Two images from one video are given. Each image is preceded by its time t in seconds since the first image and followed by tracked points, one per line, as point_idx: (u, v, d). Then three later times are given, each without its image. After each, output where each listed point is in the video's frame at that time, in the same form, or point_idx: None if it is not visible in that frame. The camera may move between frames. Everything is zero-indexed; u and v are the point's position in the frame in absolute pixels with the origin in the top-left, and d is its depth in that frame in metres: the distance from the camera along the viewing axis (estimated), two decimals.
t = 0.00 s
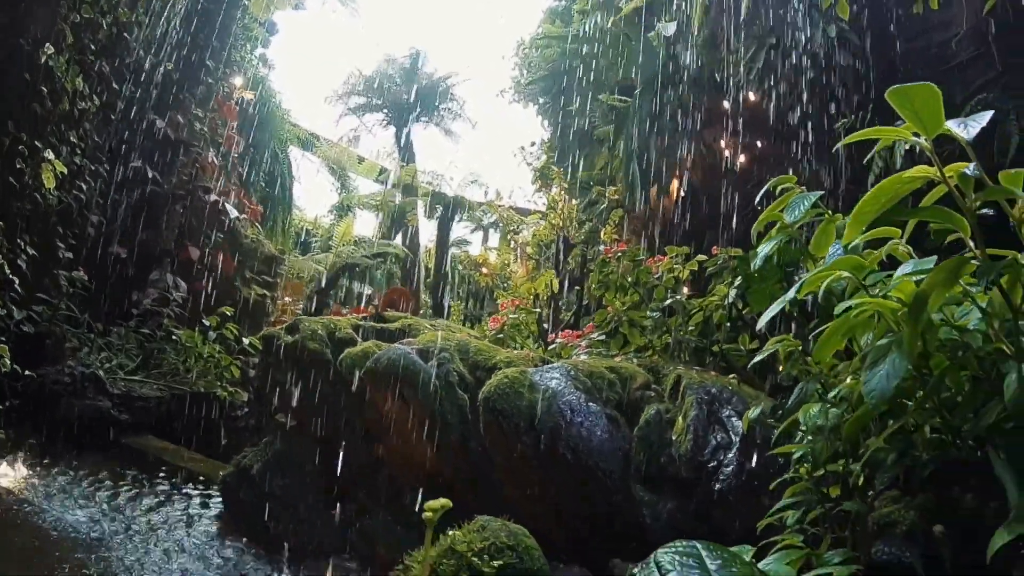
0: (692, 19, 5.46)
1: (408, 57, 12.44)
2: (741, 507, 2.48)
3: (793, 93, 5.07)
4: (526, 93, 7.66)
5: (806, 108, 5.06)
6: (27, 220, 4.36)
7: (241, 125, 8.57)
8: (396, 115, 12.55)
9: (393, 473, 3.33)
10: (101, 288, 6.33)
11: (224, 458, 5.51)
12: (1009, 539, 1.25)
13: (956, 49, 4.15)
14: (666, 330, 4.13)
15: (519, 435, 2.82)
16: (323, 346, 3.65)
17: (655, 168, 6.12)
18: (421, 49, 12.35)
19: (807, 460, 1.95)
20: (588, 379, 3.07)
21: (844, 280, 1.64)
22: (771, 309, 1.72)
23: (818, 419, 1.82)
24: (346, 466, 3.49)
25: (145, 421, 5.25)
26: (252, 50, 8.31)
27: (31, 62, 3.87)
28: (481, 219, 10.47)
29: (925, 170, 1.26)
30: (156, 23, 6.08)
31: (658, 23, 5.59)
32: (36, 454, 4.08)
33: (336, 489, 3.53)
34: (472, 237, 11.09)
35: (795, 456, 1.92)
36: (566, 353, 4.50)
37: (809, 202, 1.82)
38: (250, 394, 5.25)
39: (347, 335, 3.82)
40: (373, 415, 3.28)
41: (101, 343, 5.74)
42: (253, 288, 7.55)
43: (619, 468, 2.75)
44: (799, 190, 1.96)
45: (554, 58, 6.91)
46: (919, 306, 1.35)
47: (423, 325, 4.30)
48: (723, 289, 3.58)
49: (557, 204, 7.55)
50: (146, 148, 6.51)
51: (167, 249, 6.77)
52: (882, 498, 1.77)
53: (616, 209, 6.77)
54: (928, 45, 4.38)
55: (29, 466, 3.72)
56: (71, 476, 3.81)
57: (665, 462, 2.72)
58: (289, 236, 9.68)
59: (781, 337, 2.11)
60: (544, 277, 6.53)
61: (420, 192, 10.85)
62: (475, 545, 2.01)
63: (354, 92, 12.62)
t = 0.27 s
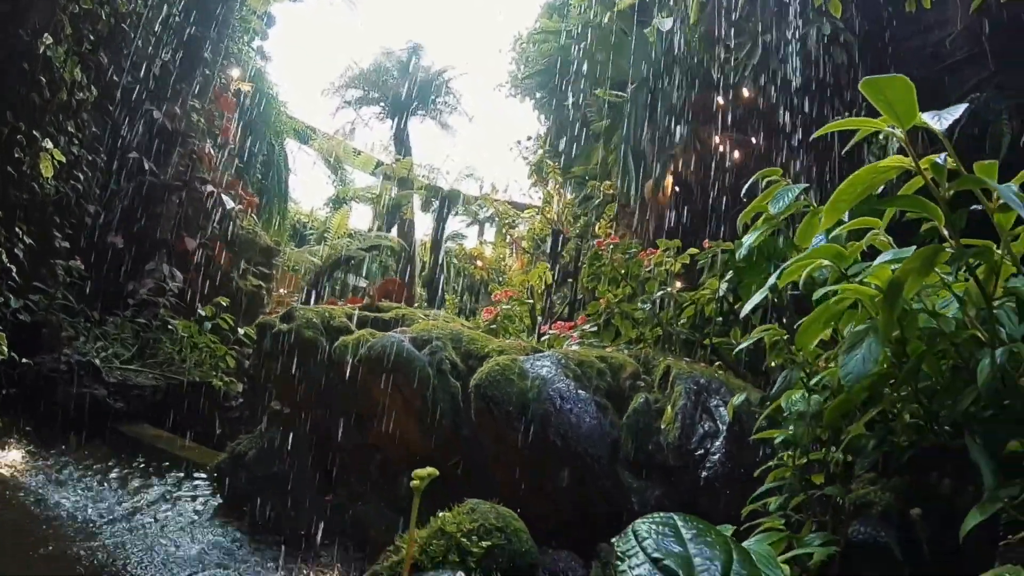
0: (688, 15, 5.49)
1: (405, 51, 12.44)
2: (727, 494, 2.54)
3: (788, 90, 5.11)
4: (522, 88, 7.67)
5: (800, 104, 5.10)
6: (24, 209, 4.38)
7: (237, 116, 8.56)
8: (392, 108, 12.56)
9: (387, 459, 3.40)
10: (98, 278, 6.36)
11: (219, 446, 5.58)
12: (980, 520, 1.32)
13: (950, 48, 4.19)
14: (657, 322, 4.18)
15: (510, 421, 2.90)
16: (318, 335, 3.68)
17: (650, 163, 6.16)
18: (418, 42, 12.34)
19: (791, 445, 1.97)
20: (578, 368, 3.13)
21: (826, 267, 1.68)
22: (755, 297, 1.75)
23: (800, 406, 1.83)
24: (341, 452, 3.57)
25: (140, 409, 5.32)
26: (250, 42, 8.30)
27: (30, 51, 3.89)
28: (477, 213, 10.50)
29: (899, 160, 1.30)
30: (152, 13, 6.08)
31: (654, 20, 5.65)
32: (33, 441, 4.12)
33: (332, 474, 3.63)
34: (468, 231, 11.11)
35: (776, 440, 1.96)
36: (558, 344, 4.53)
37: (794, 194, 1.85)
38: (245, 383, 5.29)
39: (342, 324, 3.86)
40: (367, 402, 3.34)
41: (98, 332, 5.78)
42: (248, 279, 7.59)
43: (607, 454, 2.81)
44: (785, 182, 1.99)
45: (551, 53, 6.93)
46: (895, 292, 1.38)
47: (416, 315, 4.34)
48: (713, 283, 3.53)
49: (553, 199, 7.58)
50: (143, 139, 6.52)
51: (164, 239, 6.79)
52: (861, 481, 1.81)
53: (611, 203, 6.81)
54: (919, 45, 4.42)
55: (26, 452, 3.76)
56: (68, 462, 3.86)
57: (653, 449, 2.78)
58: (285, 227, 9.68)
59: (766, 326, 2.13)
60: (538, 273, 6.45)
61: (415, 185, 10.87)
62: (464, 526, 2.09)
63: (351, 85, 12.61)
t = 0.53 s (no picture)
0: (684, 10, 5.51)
1: (402, 44, 12.45)
2: (714, 478, 2.60)
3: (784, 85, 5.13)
4: (518, 81, 7.68)
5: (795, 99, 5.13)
6: (21, 198, 4.39)
7: (234, 108, 8.56)
8: (389, 101, 12.57)
9: (381, 447, 3.45)
10: (95, 268, 6.37)
11: (215, 434, 5.62)
12: (956, 497, 1.35)
13: (944, 45, 4.16)
14: (651, 313, 4.24)
15: (503, 407, 2.97)
16: (314, 324, 3.72)
17: (646, 157, 6.20)
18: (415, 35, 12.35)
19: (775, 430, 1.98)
20: (569, 356, 3.18)
21: (808, 254, 1.72)
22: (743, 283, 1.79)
23: (784, 390, 1.87)
24: (337, 442, 3.62)
25: (138, 398, 5.37)
26: (246, 34, 8.30)
27: (29, 41, 3.91)
28: (473, 207, 10.53)
29: (875, 148, 1.34)
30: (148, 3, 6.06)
31: (650, 14, 5.67)
32: (31, 428, 4.16)
33: (327, 461, 3.69)
34: (464, 224, 11.14)
35: (760, 424, 1.99)
36: (549, 334, 4.59)
37: (779, 184, 1.89)
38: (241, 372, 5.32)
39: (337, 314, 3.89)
40: (361, 389, 3.41)
41: (95, 322, 5.80)
42: (243, 270, 7.61)
43: (597, 439, 2.87)
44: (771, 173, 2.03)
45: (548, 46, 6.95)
46: (873, 277, 1.42)
47: (410, 304, 4.38)
48: (705, 275, 3.65)
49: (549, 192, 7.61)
50: (139, 129, 6.53)
51: (160, 230, 6.81)
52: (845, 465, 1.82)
53: (606, 196, 6.84)
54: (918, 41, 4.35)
55: (23, 439, 3.79)
56: (65, 449, 3.89)
57: (642, 436, 2.82)
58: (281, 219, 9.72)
59: (754, 315, 2.16)
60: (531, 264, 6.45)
61: (411, 177, 10.89)
62: (456, 507, 2.15)
63: (348, 77, 12.61)
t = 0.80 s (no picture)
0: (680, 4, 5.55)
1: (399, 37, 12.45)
2: (704, 465, 2.64)
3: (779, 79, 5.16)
4: (514, 75, 7.70)
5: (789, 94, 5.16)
6: (20, 190, 4.41)
7: (231, 101, 8.57)
8: (386, 94, 12.56)
9: (376, 436, 3.50)
10: (92, 259, 6.39)
11: (210, 425, 5.67)
12: (938, 476, 1.39)
13: (939, 41, 4.19)
14: (645, 304, 4.28)
15: (497, 393, 3.05)
16: (311, 314, 3.75)
17: (642, 151, 6.24)
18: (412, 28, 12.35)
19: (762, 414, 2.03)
20: (563, 344, 3.23)
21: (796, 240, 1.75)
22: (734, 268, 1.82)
23: (772, 374, 1.89)
24: (333, 431, 3.65)
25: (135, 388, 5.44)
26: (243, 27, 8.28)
27: (27, 33, 3.93)
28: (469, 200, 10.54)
29: (858, 136, 1.37)
30: None
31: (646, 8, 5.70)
32: (30, 418, 4.19)
33: (321, 450, 3.71)
34: (460, 217, 11.16)
35: (749, 409, 2.02)
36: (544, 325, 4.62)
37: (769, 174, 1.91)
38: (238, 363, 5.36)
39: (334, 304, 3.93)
40: (357, 377, 3.46)
41: (92, 313, 5.82)
42: (240, 262, 7.60)
43: (590, 426, 2.92)
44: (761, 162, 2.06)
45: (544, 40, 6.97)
46: (856, 262, 1.45)
47: (407, 294, 4.41)
48: (700, 267, 3.55)
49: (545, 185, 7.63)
50: (136, 121, 6.53)
51: (157, 222, 6.83)
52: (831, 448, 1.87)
53: (602, 189, 6.88)
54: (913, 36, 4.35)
55: (22, 428, 3.83)
56: (64, 438, 3.93)
57: (635, 423, 2.87)
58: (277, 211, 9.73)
59: (744, 302, 2.19)
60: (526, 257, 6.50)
61: (408, 171, 10.90)
62: (449, 490, 2.21)
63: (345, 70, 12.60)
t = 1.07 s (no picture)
0: None
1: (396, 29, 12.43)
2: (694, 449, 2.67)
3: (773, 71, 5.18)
4: (511, 66, 7.71)
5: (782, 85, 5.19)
6: (18, 179, 4.42)
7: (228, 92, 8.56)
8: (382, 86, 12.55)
9: (372, 423, 3.53)
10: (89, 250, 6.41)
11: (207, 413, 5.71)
12: (917, 450, 1.43)
13: (932, 36, 4.16)
14: (639, 292, 4.32)
15: (490, 377, 3.12)
16: (308, 301, 3.78)
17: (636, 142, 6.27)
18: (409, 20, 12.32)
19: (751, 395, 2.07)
20: (557, 331, 3.27)
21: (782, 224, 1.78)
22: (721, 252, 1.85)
23: (760, 355, 1.93)
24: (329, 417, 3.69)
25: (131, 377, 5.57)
26: (239, 18, 8.26)
27: (25, 23, 3.95)
28: (464, 192, 10.56)
29: (840, 120, 1.41)
30: None
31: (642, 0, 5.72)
32: (29, 404, 4.23)
33: (317, 436, 3.74)
34: (456, 209, 11.18)
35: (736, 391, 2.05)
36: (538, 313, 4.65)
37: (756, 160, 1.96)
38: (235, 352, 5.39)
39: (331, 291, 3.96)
40: (353, 362, 3.51)
41: (90, 302, 5.83)
42: (236, 253, 7.63)
43: (583, 410, 2.97)
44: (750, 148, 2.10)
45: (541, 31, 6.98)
46: (840, 243, 1.49)
47: (403, 282, 4.43)
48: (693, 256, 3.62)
49: (541, 176, 7.66)
50: (132, 112, 6.53)
51: (153, 212, 6.85)
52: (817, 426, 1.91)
53: (597, 180, 6.91)
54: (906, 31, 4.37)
55: (21, 414, 3.87)
56: (63, 424, 3.97)
57: (627, 408, 2.91)
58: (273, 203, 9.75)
59: (733, 286, 2.22)
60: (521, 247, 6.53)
61: (404, 163, 10.91)
62: (444, 469, 2.25)
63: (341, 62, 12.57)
